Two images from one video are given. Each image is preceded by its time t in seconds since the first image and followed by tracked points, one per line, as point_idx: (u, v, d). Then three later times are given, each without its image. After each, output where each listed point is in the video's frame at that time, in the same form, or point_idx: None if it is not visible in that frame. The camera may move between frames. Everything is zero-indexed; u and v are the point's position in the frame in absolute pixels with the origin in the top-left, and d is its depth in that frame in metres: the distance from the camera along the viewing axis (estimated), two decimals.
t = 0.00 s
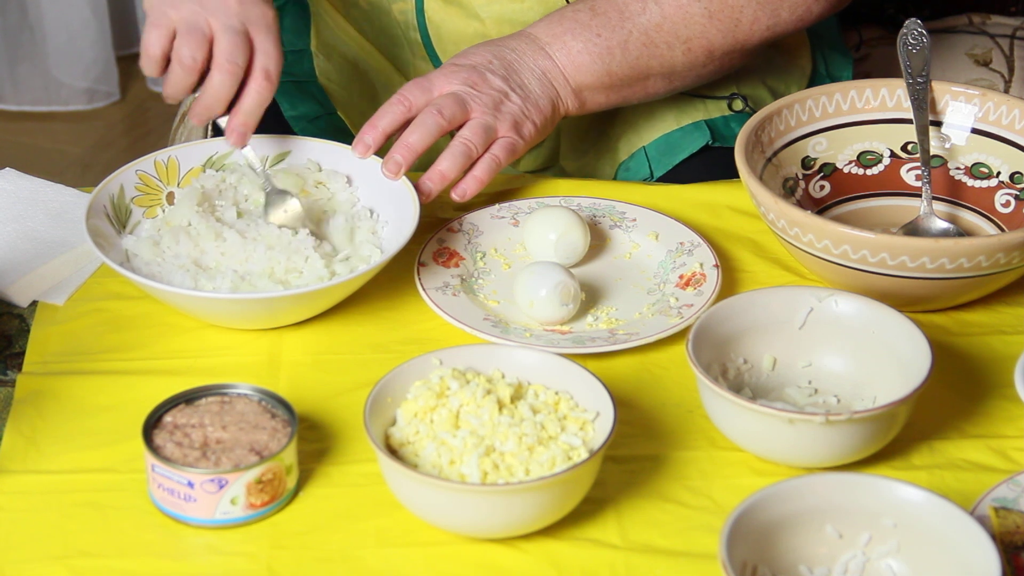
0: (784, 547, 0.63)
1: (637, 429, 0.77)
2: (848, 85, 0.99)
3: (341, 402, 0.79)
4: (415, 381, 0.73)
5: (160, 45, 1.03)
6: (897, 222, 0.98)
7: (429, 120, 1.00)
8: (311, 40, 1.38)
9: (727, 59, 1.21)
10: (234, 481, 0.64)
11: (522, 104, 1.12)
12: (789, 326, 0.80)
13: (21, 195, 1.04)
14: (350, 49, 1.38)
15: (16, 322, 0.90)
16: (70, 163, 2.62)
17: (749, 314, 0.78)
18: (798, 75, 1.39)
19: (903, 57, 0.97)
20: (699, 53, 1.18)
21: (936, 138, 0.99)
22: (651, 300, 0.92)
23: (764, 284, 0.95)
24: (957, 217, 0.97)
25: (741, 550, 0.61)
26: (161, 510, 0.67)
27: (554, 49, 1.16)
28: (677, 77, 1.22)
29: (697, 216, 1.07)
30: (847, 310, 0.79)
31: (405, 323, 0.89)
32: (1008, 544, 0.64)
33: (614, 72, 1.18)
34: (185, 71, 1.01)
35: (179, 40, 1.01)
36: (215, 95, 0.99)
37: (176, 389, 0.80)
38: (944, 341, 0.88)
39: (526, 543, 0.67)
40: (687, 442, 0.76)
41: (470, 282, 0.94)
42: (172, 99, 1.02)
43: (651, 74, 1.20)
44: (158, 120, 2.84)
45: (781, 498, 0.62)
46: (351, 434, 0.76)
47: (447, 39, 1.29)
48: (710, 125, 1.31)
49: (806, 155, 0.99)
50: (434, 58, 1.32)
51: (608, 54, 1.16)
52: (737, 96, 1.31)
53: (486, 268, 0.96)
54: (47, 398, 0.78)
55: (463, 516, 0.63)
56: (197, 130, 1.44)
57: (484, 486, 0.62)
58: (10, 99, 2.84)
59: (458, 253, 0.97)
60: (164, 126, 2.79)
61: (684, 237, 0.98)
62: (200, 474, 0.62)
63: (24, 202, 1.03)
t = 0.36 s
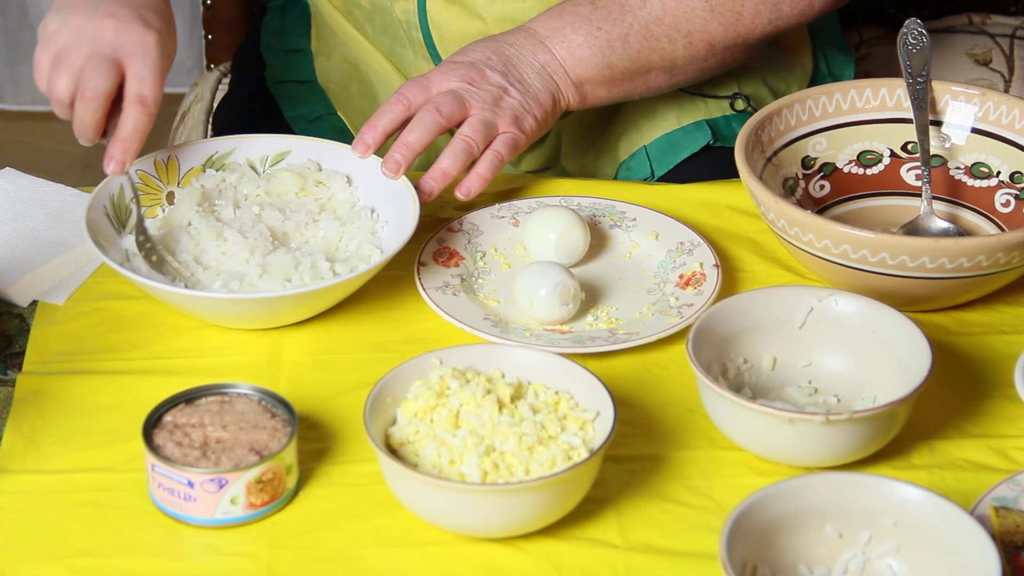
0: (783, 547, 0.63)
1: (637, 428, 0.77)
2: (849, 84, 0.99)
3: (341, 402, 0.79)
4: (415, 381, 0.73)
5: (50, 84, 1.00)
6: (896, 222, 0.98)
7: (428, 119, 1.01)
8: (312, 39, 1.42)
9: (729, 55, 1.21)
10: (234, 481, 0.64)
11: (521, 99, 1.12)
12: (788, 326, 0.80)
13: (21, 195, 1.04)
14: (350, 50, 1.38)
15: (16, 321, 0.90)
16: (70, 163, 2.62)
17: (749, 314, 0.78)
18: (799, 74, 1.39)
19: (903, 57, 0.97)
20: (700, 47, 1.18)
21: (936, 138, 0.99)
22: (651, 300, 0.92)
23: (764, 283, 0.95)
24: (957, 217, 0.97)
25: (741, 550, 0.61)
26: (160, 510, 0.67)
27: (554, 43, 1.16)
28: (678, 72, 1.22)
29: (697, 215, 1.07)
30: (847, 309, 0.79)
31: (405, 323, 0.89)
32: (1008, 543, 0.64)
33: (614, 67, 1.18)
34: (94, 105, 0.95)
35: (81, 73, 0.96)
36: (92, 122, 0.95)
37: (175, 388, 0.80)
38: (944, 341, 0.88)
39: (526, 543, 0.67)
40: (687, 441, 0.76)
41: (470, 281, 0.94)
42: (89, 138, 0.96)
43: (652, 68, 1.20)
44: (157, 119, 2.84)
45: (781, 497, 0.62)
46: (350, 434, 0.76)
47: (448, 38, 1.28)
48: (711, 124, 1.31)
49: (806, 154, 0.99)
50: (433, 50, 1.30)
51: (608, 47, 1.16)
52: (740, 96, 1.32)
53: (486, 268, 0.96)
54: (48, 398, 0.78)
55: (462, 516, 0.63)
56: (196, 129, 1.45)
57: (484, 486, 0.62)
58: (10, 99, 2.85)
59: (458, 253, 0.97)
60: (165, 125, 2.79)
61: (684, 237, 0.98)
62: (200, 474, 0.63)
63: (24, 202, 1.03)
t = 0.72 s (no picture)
0: (784, 546, 0.63)
1: (638, 428, 0.77)
2: (849, 83, 0.99)
3: (342, 401, 0.79)
4: (415, 380, 0.73)
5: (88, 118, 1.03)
6: (897, 222, 0.98)
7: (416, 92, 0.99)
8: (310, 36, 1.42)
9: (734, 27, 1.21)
10: (235, 480, 0.64)
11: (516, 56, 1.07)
12: (789, 326, 0.80)
13: (21, 195, 1.04)
14: (351, 48, 1.37)
15: (17, 320, 0.90)
16: (71, 163, 2.61)
17: (749, 314, 0.79)
18: (801, 72, 1.40)
19: (903, 56, 0.96)
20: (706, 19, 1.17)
21: (937, 137, 0.99)
22: (652, 300, 0.92)
23: (765, 283, 0.95)
24: (957, 216, 0.97)
25: (741, 550, 0.61)
26: (161, 509, 0.67)
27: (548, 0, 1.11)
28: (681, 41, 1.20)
29: (698, 215, 1.07)
30: (847, 309, 0.79)
31: (405, 323, 0.89)
32: (1009, 543, 0.64)
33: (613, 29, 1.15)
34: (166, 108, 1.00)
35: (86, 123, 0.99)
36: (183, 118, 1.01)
37: (176, 388, 0.80)
38: (945, 340, 0.88)
39: (526, 542, 0.67)
40: (687, 441, 0.76)
41: (470, 281, 0.94)
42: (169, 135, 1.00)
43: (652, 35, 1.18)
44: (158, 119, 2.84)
45: (781, 497, 0.63)
46: (351, 433, 0.76)
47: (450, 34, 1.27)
48: (710, 122, 1.33)
49: (806, 154, 0.99)
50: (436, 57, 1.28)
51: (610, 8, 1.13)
52: (750, 98, 1.34)
53: (486, 267, 0.96)
54: (49, 397, 0.78)
55: (463, 516, 0.63)
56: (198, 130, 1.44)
57: (485, 485, 0.62)
58: (10, 99, 2.84)
59: (458, 252, 0.97)
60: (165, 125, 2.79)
61: (685, 237, 0.98)
62: (201, 473, 0.63)
63: (24, 202, 1.03)
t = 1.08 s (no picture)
0: (788, 547, 0.63)
1: (642, 427, 0.77)
2: (854, 83, 0.98)
3: (346, 400, 0.79)
4: (419, 379, 0.73)
5: None
6: (901, 222, 0.98)
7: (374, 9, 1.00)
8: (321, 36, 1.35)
9: None
10: (239, 479, 0.64)
11: None
12: (793, 326, 0.80)
13: (25, 193, 1.04)
14: (363, 49, 1.35)
15: (22, 318, 0.89)
16: (77, 162, 2.62)
17: (753, 314, 0.78)
18: (806, 80, 1.42)
19: (908, 56, 0.96)
20: None
21: (942, 137, 0.99)
22: (656, 299, 0.92)
23: (769, 283, 0.95)
24: (962, 216, 0.97)
25: (745, 550, 0.61)
26: (165, 508, 0.67)
27: None
28: None
29: (702, 214, 1.07)
30: (852, 309, 0.79)
31: (409, 322, 0.89)
32: (1014, 544, 0.63)
33: None
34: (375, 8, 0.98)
35: None
36: None
37: (181, 386, 0.80)
38: (949, 340, 0.88)
39: (530, 542, 0.67)
40: (691, 440, 0.76)
41: (475, 280, 0.94)
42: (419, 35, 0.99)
43: None
44: (163, 118, 2.84)
45: (786, 497, 0.62)
46: (355, 432, 0.76)
47: (471, 42, 1.32)
48: (721, 122, 1.31)
49: (811, 154, 0.99)
50: (456, 62, 1.34)
51: None
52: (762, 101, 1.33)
53: (491, 266, 0.96)
54: (54, 395, 0.78)
55: (467, 515, 0.63)
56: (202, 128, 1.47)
57: (489, 484, 0.62)
58: (16, 97, 2.85)
59: (463, 252, 0.97)
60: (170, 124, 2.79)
61: (689, 237, 0.98)
62: (205, 471, 0.63)
63: (29, 201, 1.03)
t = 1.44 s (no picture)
0: (805, 548, 0.63)
1: (658, 427, 0.77)
2: (871, 84, 0.98)
3: (362, 399, 0.79)
4: (436, 378, 0.73)
5: None
6: (918, 222, 0.98)
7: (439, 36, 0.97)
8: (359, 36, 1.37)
9: None
10: (256, 477, 0.64)
11: None
12: (810, 326, 0.80)
13: (43, 190, 1.04)
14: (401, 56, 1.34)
15: (40, 317, 0.89)
16: (94, 159, 2.62)
17: (771, 314, 0.78)
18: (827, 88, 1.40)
19: (926, 57, 0.96)
20: None
21: (959, 138, 0.99)
22: (673, 299, 0.92)
23: (786, 283, 0.95)
24: (980, 217, 0.97)
25: (762, 550, 0.61)
26: (181, 506, 0.68)
27: None
28: None
29: (718, 215, 1.06)
30: (869, 309, 0.79)
31: (424, 321, 0.89)
32: None
33: None
34: (466, 24, 0.95)
35: None
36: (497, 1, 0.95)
37: (198, 384, 0.80)
38: (967, 341, 0.87)
39: (545, 542, 0.67)
40: (708, 441, 0.76)
41: (491, 280, 0.94)
42: (515, 31, 0.97)
43: None
44: (179, 117, 2.85)
45: (803, 498, 0.62)
46: (372, 431, 0.76)
47: (513, 60, 1.27)
48: (745, 129, 1.28)
49: (829, 154, 0.99)
50: (496, 78, 1.29)
51: None
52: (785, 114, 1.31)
53: (507, 266, 0.96)
54: (71, 393, 0.79)
55: (483, 515, 0.63)
56: (219, 124, 1.48)
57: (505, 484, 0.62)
58: (34, 95, 2.86)
59: (479, 251, 0.97)
60: (186, 123, 2.80)
61: (706, 237, 0.98)
62: (222, 470, 0.63)
63: (47, 198, 1.03)
